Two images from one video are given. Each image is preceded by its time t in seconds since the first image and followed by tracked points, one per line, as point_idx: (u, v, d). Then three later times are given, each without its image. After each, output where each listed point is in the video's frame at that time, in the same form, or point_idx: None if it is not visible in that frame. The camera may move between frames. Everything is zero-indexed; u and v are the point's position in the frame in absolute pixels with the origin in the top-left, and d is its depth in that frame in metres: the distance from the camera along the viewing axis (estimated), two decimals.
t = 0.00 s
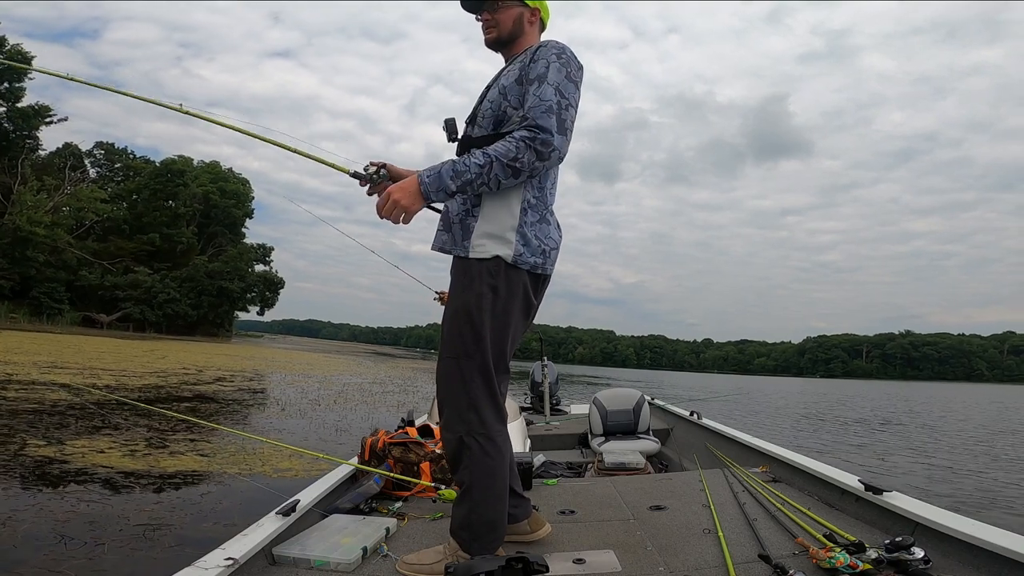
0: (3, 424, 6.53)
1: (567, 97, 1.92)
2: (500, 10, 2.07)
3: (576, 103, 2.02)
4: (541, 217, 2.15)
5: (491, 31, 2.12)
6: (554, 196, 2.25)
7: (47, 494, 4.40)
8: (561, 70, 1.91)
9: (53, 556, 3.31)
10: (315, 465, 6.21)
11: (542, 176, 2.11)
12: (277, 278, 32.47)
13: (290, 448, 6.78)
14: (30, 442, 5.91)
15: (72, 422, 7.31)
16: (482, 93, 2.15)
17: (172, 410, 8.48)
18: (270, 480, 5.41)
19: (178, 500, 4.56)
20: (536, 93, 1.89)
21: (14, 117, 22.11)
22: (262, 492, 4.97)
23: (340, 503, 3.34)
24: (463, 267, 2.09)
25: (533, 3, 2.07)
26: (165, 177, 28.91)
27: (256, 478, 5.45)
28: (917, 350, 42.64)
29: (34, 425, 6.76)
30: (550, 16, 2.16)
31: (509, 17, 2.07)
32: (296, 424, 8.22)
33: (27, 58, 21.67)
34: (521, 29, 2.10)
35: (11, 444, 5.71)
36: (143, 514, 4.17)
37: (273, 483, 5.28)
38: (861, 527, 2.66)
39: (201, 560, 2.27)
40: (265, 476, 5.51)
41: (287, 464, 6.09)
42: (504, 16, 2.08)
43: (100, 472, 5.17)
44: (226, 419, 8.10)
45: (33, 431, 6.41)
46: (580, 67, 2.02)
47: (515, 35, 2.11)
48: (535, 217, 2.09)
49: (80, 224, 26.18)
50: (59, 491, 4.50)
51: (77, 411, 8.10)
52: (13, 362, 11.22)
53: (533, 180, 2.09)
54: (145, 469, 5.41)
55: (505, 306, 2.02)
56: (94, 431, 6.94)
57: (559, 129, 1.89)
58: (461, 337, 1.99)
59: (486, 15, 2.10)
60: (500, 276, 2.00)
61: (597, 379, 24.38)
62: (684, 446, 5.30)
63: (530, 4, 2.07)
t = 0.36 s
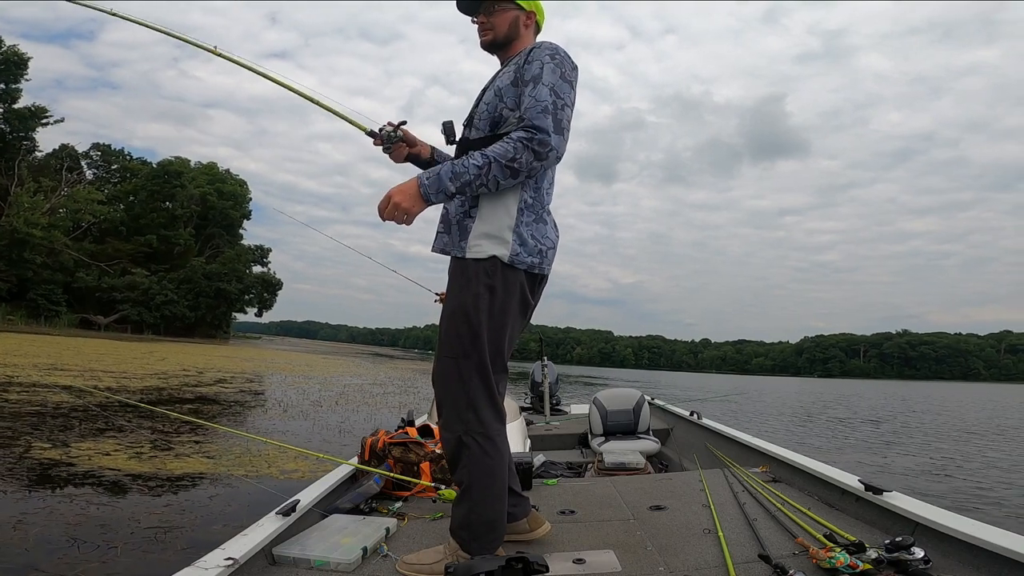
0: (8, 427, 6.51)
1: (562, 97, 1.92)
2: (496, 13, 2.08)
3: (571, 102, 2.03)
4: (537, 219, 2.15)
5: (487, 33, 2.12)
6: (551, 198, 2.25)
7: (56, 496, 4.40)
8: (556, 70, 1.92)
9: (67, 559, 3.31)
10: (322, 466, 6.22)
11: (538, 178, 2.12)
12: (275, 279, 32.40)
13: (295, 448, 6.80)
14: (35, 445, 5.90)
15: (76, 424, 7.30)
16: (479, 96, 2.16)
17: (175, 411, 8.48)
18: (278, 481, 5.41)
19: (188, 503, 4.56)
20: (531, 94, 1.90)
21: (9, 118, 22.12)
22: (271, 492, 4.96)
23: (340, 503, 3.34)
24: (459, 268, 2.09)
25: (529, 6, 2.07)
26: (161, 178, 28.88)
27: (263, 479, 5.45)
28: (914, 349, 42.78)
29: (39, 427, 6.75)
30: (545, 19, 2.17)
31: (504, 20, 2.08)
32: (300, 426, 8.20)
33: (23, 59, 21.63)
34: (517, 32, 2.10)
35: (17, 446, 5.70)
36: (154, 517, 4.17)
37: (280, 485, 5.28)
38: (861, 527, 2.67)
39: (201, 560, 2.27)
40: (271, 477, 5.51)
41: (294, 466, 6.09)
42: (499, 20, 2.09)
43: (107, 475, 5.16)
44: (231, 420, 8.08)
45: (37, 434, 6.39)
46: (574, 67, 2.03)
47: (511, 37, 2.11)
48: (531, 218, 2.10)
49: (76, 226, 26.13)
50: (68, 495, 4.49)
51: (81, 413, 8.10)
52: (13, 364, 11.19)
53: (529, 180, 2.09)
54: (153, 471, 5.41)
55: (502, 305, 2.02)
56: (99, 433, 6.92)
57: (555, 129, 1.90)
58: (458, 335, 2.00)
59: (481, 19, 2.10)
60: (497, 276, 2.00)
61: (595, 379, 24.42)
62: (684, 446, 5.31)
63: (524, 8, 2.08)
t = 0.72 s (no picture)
0: (13, 428, 6.51)
1: (558, 97, 1.93)
2: (495, 14, 2.08)
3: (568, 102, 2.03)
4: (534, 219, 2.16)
5: (486, 34, 2.12)
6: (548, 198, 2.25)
7: (66, 498, 4.39)
8: (552, 69, 1.92)
9: (81, 562, 3.30)
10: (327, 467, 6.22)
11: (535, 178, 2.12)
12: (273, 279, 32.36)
13: (300, 449, 6.79)
14: (42, 445, 5.90)
15: (80, 425, 7.30)
16: (478, 95, 2.17)
17: (179, 412, 8.48)
18: (284, 481, 5.41)
19: (197, 505, 4.54)
20: (527, 92, 1.90)
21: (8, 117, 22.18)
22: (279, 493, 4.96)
23: (340, 503, 3.34)
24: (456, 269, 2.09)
25: (528, 9, 2.08)
26: (160, 177, 28.86)
27: (270, 480, 5.45)
28: (912, 349, 42.91)
29: (44, 428, 6.74)
30: (545, 22, 2.17)
31: (503, 21, 2.08)
32: (303, 427, 8.18)
33: (22, 59, 21.60)
34: (515, 33, 2.11)
35: (23, 448, 5.69)
36: (165, 518, 4.16)
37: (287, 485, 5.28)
38: (862, 527, 2.68)
39: (201, 560, 2.27)
40: (278, 478, 5.51)
41: (300, 467, 6.09)
42: (498, 21, 2.09)
43: (116, 476, 5.15)
44: (234, 422, 8.05)
45: (42, 435, 6.38)
46: (572, 68, 2.03)
47: (509, 39, 2.11)
48: (529, 218, 2.10)
49: (75, 226, 26.09)
50: (77, 496, 4.48)
51: (84, 413, 8.10)
52: (14, 364, 11.17)
53: (526, 179, 2.10)
54: (160, 472, 5.41)
55: (499, 306, 2.02)
56: (103, 434, 6.92)
57: (550, 128, 1.90)
58: (456, 336, 2.00)
59: (481, 20, 2.11)
60: (494, 277, 2.00)
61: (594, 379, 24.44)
62: (684, 446, 5.32)
63: (524, 10, 2.09)
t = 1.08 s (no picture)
0: (19, 428, 6.51)
1: (554, 93, 1.92)
2: (500, 14, 2.08)
3: (566, 101, 2.02)
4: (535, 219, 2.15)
5: (490, 35, 2.12)
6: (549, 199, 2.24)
7: (77, 499, 4.39)
8: (549, 67, 1.91)
9: (94, 564, 3.29)
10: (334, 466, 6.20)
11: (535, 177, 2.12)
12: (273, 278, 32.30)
13: (305, 448, 6.78)
14: (49, 446, 5.89)
15: (86, 424, 7.30)
16: (480, 94, 2.18)
17: (182, 412, 8.47)
18: (291, 482, 5.39)
19: (207, 506, 4.53)
20: (522, 86, 1.89)
21: (7, 116, 22.28)
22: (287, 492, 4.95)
23: (340, 503, 3.34)
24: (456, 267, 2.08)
25: (532, 11, 2.08)
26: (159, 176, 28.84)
27: (278, 479, 5.44)
28: (910, 349, 43.00)
29: (49, 429, 6.73)
30: (549, 26, 2.17)
31: (508, 22, 2.08)
32: (306, 426, 8.16)
33: (21, 57, 21.58)
34: (520, 36, 2.10)
35: (30, 448, 5.68)
36: (177, 520, 4.14)
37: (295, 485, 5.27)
38: (861, 527, 2.68)
39: (201, 560, 2.27)
40: (284, 478, 5.49)
41: (306, 467, 6.07)
42: (502, 22, 2.09)
43: (124, 476, 5.15)
44: (239, 421, 8.04)
45: (48, 434, 6.38)
46: (570, 68, 2.02)
47: (513, 41, 2.11)
48: (530, 217, 2.09)
49: (74, 224, 26.08)
50: (87, 497, 4.48)
51: (89, 413, 8.09)
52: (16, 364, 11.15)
53: (527, 179, 2.10)
54: (168, 472, 5.41)
55: (500, 306, 2.02)
56: (109, 434, 6.91)
57: (541, 122, 1.88)
58: (457, 335, 1.99)
59: (485, 20, 2.11)
60: (495, 276, 2.00)
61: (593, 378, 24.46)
62: (684, 446, 5.32)
63: (528, 13, 2.09)
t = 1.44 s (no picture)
0: (23, 428, 6.49)
1: (567, 96, 1.93)
2: (505, 14, 2.08)
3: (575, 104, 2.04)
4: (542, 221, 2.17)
5: (493, 33, 2.12)
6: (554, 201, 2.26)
7: (87, 500, 4.39)
8: (563, 69, 1.92)
9: (110, 566, 3.29)
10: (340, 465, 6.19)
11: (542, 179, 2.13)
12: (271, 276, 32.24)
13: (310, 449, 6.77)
14: (54, 446, 5.87)
15: (90, 424, 7.28)
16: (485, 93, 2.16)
17: (185, 412, 8.46)
18: (297, 482, 5.39)
19: (217, 507, 4.52)
20: (536, 88, 1.90)
21: (5, 114, 22.22)
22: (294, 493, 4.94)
23: (340, 503, 3.34)
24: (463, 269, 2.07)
25: (537, 11, 2.08)
26: (157, 174, 28.80)
27: (285, 480, 5.43)
28: (907, 349, 43.10)
29: (54, 429, 6.71)
30: (551, 28, 2.19)
31: (512, 22, 2.08)
32: (310, 426, 8.16)
33: (19, 55, 21.52)
34: (524, 35, 2.11)
35: (36, 449, 5.67)
36: (188, 521, 4.14)
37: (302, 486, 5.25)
38: (862, 526, 2.69)
39: (201, 560, 2.28)
40: (291, 479, 5.49)
41: (313, 467, 6.05)
42: (506, 21, 2.09)
43: (133, 477, 5.14)
44: (242, 421, 8.04)
45: (53, 435, 6.37)
46: (579, 71, 2.04)
47: (517, 40, 2.11)
48: (538, 219, 2.11)
49: (72, 222, 26.02)
50: (97, 498, 4.47)
51: (92, 413, 8.08)
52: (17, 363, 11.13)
53: (535, 181, 2.12)
54: (175, 473, 5.39)
55: (506, 307, 2.02)
56: (114, 435, 6.90)
57: (558, 126, 1.90)
58: (462, 335, 1.99)
59: (489, 19, 2.10)
60: (503, 277, 2.01)
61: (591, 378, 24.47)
62: (684, 446, 5.33)
63: (533, 13, 2.09)
